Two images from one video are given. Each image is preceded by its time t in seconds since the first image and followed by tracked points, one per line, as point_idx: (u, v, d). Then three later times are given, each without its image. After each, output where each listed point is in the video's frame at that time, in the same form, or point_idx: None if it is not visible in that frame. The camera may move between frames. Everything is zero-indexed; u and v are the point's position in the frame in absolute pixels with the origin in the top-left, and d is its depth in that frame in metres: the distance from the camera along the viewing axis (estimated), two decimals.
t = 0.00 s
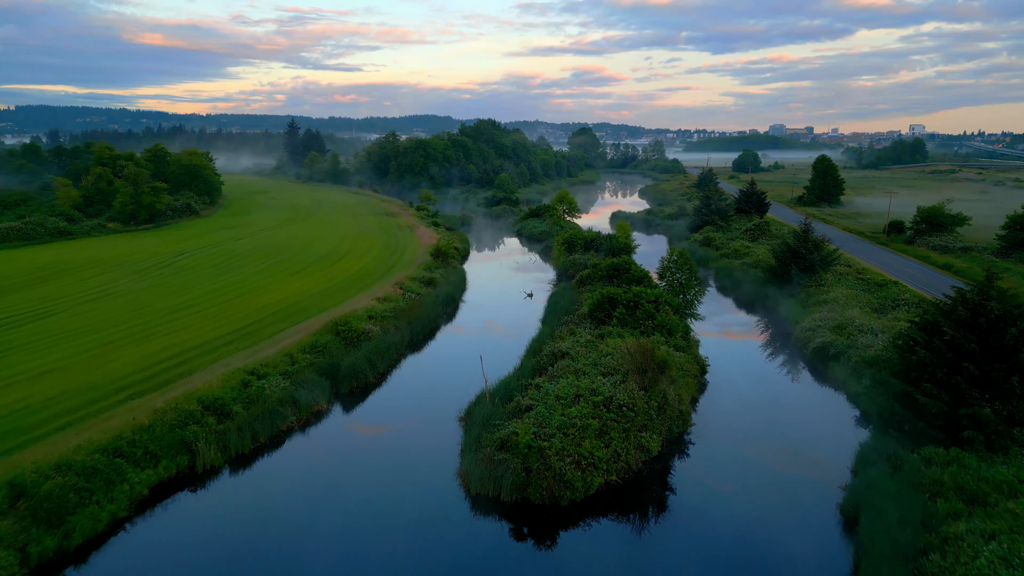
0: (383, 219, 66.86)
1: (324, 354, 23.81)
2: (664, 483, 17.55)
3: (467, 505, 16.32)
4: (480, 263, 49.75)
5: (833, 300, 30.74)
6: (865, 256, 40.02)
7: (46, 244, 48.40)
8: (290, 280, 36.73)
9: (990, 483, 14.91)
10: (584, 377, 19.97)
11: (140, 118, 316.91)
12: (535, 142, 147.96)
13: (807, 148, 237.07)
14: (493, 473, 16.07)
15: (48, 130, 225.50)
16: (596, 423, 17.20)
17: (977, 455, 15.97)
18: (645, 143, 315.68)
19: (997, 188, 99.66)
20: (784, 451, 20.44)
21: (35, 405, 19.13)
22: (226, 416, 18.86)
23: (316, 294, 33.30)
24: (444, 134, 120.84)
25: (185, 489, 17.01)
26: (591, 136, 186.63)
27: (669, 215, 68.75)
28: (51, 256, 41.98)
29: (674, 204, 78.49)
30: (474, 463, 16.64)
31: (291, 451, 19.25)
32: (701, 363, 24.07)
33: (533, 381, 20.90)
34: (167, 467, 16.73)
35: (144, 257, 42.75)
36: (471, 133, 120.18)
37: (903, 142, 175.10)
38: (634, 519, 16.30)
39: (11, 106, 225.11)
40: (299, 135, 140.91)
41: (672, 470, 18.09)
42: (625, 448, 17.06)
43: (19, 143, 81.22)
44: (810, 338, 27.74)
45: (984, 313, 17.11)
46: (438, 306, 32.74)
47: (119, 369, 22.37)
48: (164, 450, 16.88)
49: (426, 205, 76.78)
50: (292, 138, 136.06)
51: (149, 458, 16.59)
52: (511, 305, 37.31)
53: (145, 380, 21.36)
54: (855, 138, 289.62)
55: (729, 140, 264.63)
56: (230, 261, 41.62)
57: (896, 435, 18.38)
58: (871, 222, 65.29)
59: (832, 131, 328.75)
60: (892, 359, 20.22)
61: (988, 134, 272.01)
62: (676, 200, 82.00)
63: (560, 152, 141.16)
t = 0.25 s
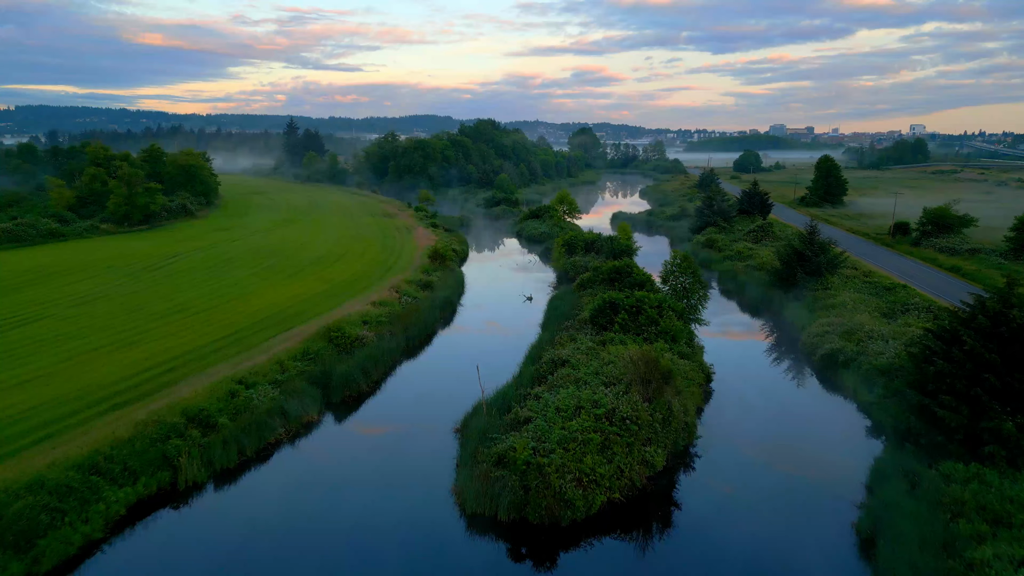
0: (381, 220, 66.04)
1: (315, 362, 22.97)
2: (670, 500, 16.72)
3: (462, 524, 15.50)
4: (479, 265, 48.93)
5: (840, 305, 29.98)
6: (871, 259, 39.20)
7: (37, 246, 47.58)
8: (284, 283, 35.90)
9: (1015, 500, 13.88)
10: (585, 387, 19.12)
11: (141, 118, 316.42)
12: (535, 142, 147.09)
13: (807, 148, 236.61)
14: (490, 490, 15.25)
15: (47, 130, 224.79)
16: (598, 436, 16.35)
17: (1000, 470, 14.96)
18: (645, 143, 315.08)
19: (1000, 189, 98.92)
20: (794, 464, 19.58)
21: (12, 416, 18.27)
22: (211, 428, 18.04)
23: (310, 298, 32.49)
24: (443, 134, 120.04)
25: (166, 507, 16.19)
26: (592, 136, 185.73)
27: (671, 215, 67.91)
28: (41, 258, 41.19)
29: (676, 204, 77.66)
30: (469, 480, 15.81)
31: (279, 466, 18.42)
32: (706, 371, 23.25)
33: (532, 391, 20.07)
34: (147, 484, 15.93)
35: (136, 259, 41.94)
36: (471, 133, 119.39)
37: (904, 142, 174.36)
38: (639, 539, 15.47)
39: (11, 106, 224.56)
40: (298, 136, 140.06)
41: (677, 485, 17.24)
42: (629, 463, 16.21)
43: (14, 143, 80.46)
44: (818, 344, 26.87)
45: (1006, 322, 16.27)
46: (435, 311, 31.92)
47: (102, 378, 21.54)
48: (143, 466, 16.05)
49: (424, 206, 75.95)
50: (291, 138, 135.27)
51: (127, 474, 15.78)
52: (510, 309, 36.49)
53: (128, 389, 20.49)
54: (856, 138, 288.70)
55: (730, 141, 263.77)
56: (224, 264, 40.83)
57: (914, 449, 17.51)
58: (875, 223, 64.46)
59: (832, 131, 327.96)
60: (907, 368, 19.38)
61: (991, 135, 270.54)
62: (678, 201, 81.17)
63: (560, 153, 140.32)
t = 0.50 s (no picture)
0: (379, 221, 65.19)
1: (306, 370, 22.12)
2: (675, 519, 15.89)
3: (457, 545, 14.70)
4: (477, 266, 48.15)
5: (848, 309, 29.21)
6: (878, 262, 38.41)
7: (29, 248, 46.78)
8: (277, 287, 35.04)
9: None
10: (587, 398, 18.28)
11: (140, 118, 315.62)
12: (535, 142, 146.17)
13: (808, 148, 235.71)
14: (486, 510, 14.44)
15: (46, 130, 224.01)
16: (600, 451, 15.51)
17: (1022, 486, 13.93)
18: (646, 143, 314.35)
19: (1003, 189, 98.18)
20: (804, 476, 18.81)
21: None
22: (195, 442, 17.23)
23: (304, 302, 31.66)
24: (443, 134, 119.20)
25: (145, 527, 15.38)
26: (592, 136, 184.75)
27: (672, 216, 67.09)
28: (31, 261, 40.41)
29: (677, 205, 76.86)
30: (464, 498, 15.00)
31: (266, 480, 17.62)
32: (712, 380, 22.45)
33: (531, 401, 19.25)
34: (124, 503, 15.13)
35: (127, 261, 41.15)
36: (471, 133, 118.53)
37: (906, 142, 173.53)
38: (643, 560, 14.64)
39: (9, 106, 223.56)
40: (296, 135, 139.09)
41: (683, 502, 16.41)
42: (633, 480, 15.36)
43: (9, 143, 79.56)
44: (826, 351, 26.04)
45: None
46: (432, 315, 31.08)
47: (83, 387, 20.72)
48: (120, 484, 15.23)
49: (423, 207, 75.15)
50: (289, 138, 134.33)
51: (103, 493, 14.97)
52: (509, 312, 35.66)
53: (110, 400, 19.67)
54: (857, 138, 287.75)
55: (730, 141, 262.93)
56: (217, 267, 40.02)
57: (936, 466, 16.72)
58: (879, 224, 63.64)
59: (833, 131, 327.34)
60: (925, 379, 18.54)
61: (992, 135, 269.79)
62: (679, 202, 80.38)
63: (560, 153, 139.42)
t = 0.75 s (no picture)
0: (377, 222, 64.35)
1: (296, 379, 21.29)
2: (681, 539, 15.08)
3: (451, 569, 13.91)
4: (475, 268, 47.43)
5: (855, 313, 28.51)
6: (886, 265, 37.62)
7: (20, 250, 45.99)
8: (270, 290, 34.21)
9: None
10: (588, 410, 17.46)
11: (140, 118, 314.93)
12: (535, 142, 145.33)
13: (809, 148, 234.84)
14: (481, 533, 13.64)
15: (46, 131, 222.54)
16: (602, 468, 14.67)
17: None
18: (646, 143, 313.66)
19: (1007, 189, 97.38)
20: (816, 492, 18.00)
21: None
22: (177, 458, 16.41)
23: (297, 306, 30.82)
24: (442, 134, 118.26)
25: (122, 548, 14.58)
26: (592, 136, 183.83)
27: (674, 217, 66.30)
28: (21, 263, 39.60)
29: (679, 206, 76.07)
30: (459, 519, 14.19)
31: (254, 495, 16.87)
32: (717, 390, 21.66)
33: (530, 413, 18.44)
34: (100, 524, 14.31)
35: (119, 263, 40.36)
36: (470, 133, 117.70)
37: (908, 142, 172.71)
38: None
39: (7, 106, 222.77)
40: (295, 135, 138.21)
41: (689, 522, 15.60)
42: (637, 499, 14.52)
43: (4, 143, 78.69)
44: (835, 358, 25.22)
45: None
46: (428, 320, 30.28)
47: (64, 397, 19.91)
48: (96, 503, 14.40)
49: (422, 207, 74.41)
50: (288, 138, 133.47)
51: (76, 513, 14.13)
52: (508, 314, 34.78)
53: (91, 410, 18.86)
54: (857, 138, 287.08)
55: (730, 141, 262.08)
56: (210, 269, 39.22)
57: (954, 483, 15.87)
58: (883, 226, 62.83)
59: (833, 132, 326.68)
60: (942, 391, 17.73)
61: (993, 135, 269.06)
62: (680, 202, 79.60)
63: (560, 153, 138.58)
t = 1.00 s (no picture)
0: (374, 223, 63.50)
1: (286, 389, 20.47)
2: (687, 563, 14.29)
3: None
4: (474, 270, 46.69)
5: (864, 318, 27.81)
6: (894, 268, 36.83)
7: (11, 252, 45.19)
8: (264, 294, 33.39)
9: None
10: (590, 424, 16.65)
11: (140, 118, 314.28)
12: (536, 142, 144.53)
13: (810, 148, 234.19)
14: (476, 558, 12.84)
15: (45, 131, 221.87)
16: (605, 488, 13.86)
17: None
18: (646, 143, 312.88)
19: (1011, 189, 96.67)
20: (829, 509, 17.17)
21: None
22: (157, 475, 15.59)
23: (290, 311, 29.99)
24: (441, 134, 117.41)
25: (97, 572, 13.78)
26: (593, 136, 182.99)
27: (675, 218, 65.48)
28: (10, 265, 38.80)
29: (680, 206, 75.26)
30: (453, 541, 13.38)
31: (240, 514, 16.12)
32: (723, 400, 20.83)
33: (529, 426, 17.62)
34: (73, 547, 13.48)
35: (110, 266, 39.55)
36: (470, 133, 116.88)
37: (909, 142, 172.00)
38: None
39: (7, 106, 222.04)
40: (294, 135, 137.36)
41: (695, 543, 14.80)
42: (642, 521, 13.70)
43: None
44: (845, 366, 24.43)
45: None
46: (425, 325, 29.47)
47: (44, 408, 19.10)
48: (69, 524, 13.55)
49: (420, 208, 73.61)
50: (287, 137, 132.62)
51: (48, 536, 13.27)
52: (507, 318, 34.00)
53: (71, 422, 18.05)
54: (858, 138, 286.10)
55: (730, 141, 261.35)
56: (203, 272, 38.41)
57: (974, 502, 15.06)
58: (887, 227, 62.00)
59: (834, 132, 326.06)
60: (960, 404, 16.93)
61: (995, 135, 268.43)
62: (681, 203, 78.80)
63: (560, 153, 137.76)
